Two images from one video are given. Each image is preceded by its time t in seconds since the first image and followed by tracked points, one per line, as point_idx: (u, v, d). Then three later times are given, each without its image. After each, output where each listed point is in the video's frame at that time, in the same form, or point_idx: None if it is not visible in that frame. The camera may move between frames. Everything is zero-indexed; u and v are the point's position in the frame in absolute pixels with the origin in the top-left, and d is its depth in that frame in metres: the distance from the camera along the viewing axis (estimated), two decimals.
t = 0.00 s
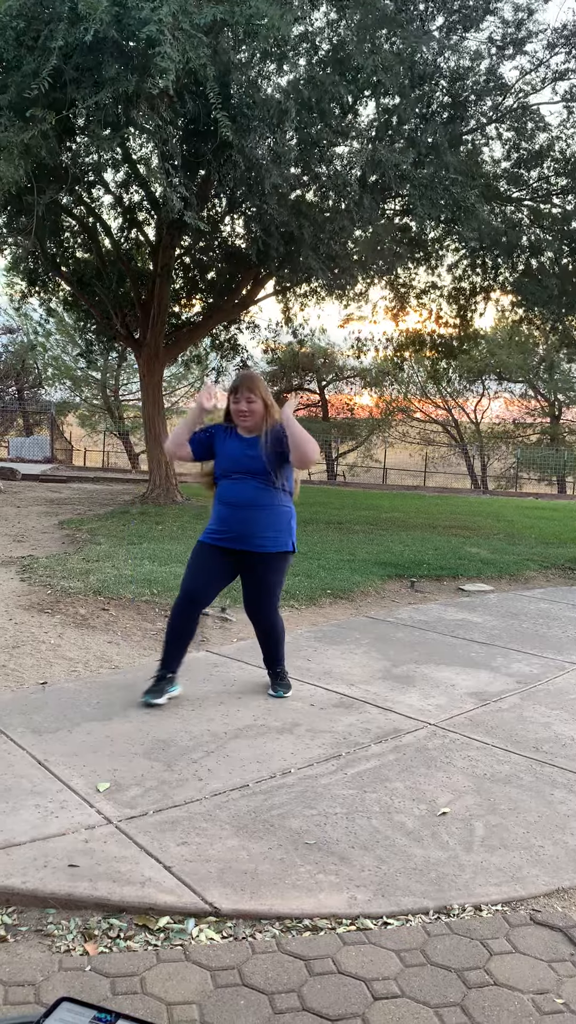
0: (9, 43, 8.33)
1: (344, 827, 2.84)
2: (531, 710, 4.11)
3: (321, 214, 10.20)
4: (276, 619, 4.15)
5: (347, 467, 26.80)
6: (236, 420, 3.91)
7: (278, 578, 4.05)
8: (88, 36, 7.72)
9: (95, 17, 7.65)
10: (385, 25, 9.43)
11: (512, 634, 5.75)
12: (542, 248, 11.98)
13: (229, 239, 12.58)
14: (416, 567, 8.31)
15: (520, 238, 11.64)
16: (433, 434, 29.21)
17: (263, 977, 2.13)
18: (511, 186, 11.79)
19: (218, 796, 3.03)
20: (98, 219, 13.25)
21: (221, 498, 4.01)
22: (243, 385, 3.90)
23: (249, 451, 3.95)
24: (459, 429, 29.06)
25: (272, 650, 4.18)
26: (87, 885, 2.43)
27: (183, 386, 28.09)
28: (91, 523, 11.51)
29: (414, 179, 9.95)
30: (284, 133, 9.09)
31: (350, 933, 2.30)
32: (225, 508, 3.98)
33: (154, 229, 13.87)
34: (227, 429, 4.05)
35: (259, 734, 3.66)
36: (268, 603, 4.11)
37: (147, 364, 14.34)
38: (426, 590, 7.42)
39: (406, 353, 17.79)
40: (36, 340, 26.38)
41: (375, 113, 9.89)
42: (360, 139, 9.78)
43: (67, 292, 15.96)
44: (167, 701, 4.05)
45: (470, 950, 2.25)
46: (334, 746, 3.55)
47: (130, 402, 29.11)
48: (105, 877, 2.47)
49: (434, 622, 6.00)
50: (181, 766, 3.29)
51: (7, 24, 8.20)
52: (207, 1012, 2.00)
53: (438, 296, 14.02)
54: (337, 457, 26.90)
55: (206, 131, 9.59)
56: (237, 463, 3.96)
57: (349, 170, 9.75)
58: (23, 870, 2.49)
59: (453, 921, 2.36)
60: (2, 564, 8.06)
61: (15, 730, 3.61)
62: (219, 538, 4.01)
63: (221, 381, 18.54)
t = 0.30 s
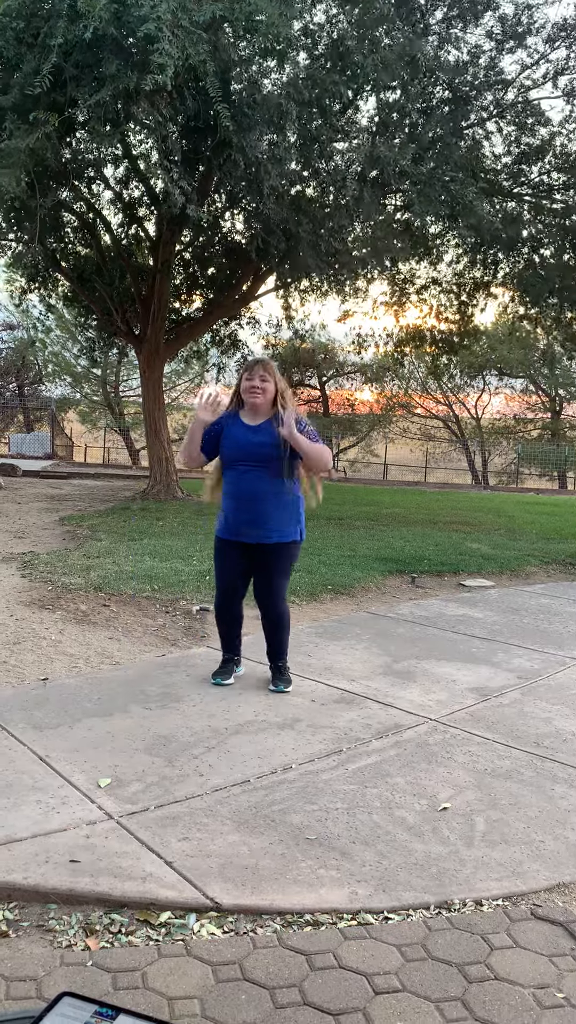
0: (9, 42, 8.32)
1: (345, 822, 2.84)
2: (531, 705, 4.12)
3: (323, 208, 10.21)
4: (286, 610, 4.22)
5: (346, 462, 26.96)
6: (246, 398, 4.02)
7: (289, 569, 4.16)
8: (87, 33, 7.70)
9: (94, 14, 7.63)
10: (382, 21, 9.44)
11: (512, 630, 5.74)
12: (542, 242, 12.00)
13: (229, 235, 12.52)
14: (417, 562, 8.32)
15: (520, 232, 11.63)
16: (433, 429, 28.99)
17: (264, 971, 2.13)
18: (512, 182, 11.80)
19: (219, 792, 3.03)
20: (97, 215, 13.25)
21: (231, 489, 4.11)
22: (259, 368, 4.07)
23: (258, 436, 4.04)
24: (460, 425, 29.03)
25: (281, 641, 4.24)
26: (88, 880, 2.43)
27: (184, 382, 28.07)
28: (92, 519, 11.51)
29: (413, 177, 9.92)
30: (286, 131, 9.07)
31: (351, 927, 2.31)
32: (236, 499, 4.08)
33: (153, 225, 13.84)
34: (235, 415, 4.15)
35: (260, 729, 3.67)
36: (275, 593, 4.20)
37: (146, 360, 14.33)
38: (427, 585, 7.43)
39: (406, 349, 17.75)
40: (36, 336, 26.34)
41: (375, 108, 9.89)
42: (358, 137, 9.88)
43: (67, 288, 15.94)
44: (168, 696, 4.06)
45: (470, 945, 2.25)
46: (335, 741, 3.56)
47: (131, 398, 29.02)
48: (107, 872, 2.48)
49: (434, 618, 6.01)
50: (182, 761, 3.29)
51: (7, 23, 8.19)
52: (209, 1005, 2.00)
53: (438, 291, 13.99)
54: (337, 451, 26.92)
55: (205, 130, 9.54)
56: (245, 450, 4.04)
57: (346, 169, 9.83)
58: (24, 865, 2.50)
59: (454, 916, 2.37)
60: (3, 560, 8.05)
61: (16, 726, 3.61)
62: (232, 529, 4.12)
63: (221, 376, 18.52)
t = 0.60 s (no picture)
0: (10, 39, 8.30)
1: (345, 818, 2.84)
2: (531, 701, 4.12)
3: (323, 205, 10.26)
4: (328, 593, 4.44)
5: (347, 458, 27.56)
6: (270, 391, 4.12)
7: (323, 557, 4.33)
8: (91, 31, 7.69)
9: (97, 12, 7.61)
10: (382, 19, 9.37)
11: (512, 626, 5.75)
12: (543, 240, 11.99)
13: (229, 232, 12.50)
14: (417, 559, 8.31)
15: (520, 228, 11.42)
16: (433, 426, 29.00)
17: (264, 968, 2.13)
18: (514, 178, 11.74)
19: (220, 788, 3.04)
20: (97, 211, 13.22)
21: (253, 494, 4.16)
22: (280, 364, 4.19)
23: (281, 428, 4.13)
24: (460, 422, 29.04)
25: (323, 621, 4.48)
26: (89, 877, 2.44)
27: (185, 379, 28.05)
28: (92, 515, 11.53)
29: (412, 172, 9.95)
30: (285, 129, 9.22)
31: (351, 924, 2.31)
32: (262, 503, 4.15)
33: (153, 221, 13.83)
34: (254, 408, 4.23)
35: (260, 726, 3.67)
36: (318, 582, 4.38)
37: (146, 358, 14.31)
38: (427, 582, 7.43)
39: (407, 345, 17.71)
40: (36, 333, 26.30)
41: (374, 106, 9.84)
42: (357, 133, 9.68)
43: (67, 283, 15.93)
44: (169, 693, 4.06)
45: (471, 941, 2.26)
46: (335, 737, 3.56)
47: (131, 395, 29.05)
48: (108, 869, 2.48)
49: (434, 614, 6.01)
50: (182, 757, 3.30)
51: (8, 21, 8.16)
52: (210, 1002, 2.01)
53: (439, 287, 13.99)
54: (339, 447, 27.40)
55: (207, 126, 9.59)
56: (267, 444, 4.12)
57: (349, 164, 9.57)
58: (25, 862, 2.50)
59: (454, 912, 2.37)
60: (2, 557, 8.05)
61: (17, 723, 3.62)
62: (262, 533, 4.20)
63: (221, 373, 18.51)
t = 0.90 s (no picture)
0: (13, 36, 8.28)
1: (345, 817, 2.84)
2: (531, 700, 4.12)
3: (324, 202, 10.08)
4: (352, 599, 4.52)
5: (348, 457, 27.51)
6: (322, 400, 4.20)
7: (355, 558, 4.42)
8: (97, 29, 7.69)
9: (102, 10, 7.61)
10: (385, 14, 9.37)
11: (512, 625, 5.74)
12: (543, 240, 11.93)
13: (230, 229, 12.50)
14: (417, 558, 8.29)
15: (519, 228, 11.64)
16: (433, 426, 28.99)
17: (264, 966, 2.13)
18: (514, 177, 11.73)
19: (219, 787, 3.04)
20: (97, 209, 13.21)
21: (309, 493, 4.20)
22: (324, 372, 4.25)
23: (337, 434, 4.24)
24: (460, 421, 29.06)
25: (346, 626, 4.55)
26: (88, 874, 2.44)
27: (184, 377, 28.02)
28: (91, 513, 11.50)
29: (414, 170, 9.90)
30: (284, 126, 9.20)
31: (351, 922, 2.31)
32: (320, 503, 4.20)
33: (153, 219, 13.82)
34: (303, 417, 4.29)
35: (260, 724, 3.67)
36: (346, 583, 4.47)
37: (146, 356, 14.28)
38: (426, 580, 7.43)
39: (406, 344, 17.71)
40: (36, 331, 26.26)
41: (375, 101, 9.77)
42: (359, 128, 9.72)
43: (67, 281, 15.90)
44: (168, 692, 4.05)
45: (470, 939, 2.26)
46: (335, 736, 3.56)
47: (130, 392, 28.94)
48: (108, 867, 2.48)
49: (434, 612, 6.01)
50: (181, 756, 3.29)
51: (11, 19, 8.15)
52: (210, 1000, 2.01)
53: (439, 285, 13.99)
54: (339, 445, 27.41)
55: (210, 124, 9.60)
56: (324, 449, 4.18)
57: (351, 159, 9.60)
58: (25, 860, 2.50)
59: (453, 910, 2.37)
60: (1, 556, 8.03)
61: (16, 721, 3.61)
62: (309, 533, 4.24)
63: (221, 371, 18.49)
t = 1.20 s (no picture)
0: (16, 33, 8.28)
1: (344, 816, 2.84)
2: (530, 699, 4.12)
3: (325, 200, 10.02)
4: (352, 597, 4.52)
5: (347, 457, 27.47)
6: (337, 399, 4.20)
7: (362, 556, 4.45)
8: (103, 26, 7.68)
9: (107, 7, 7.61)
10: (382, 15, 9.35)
11: (511, 625, 5.74)
12: (543, 241, 12.00)
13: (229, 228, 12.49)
14: (416, 558, 8.27)
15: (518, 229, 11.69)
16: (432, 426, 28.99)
17: (263, 966, 2.13)
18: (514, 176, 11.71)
19: (218, 786, 3.04)
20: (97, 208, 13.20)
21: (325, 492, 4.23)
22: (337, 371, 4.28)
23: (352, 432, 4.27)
24: (459, 421, 29.07)
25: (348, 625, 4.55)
26: (88, 874, 2.44)
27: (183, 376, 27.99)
28: (90, 513, 11.48)
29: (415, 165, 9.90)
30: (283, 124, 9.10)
31: (350, 921, 2.31)
32: (338, 504, 4.22)
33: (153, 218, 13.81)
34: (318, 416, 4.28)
35: (259, 724, 3.66)
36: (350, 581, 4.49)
37: (146, 355, 14.27)
38: (425, 580, 7.43)
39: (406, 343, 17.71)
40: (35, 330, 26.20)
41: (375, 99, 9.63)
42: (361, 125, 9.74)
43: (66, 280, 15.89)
44: (168, 692, 4.05)
45: (469, 938, 2.26)
46: (334, 735, 3.56)
47: (129, 392, 28.90)
48: (107, 866, 2.48)
49: (433, 612, 6.00)
50: (181, 756, 3.29)
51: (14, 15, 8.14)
52: (209, 1000, 2.01)
53: (438, 284, 14.00)
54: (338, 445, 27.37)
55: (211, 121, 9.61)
56: (341, 449, 4.21)
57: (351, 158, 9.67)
58: (25, 859, 2.50)
59: (452, 910, 2.37)
60: None
61: (15, 720, 3.61)
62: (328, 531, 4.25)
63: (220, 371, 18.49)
